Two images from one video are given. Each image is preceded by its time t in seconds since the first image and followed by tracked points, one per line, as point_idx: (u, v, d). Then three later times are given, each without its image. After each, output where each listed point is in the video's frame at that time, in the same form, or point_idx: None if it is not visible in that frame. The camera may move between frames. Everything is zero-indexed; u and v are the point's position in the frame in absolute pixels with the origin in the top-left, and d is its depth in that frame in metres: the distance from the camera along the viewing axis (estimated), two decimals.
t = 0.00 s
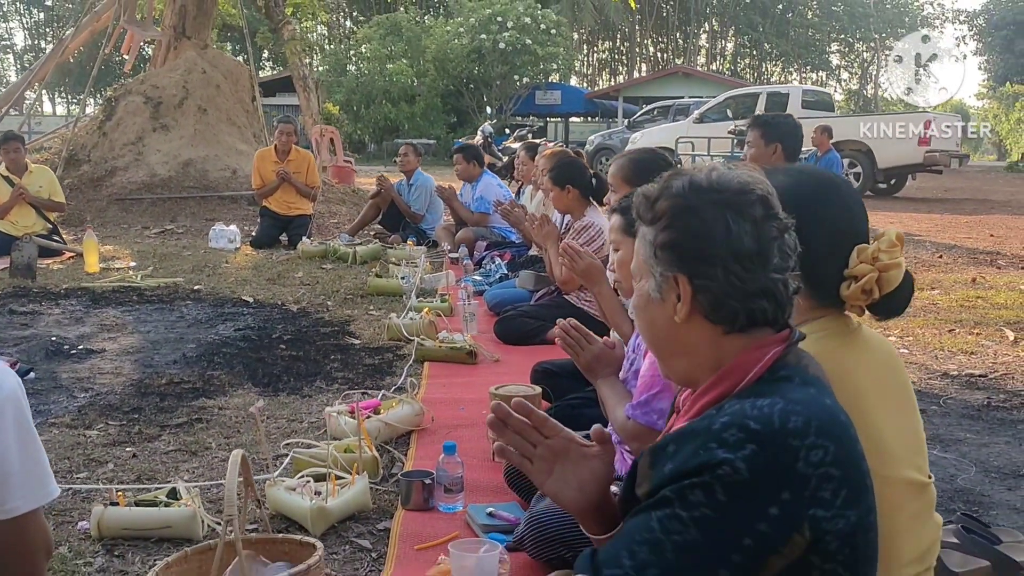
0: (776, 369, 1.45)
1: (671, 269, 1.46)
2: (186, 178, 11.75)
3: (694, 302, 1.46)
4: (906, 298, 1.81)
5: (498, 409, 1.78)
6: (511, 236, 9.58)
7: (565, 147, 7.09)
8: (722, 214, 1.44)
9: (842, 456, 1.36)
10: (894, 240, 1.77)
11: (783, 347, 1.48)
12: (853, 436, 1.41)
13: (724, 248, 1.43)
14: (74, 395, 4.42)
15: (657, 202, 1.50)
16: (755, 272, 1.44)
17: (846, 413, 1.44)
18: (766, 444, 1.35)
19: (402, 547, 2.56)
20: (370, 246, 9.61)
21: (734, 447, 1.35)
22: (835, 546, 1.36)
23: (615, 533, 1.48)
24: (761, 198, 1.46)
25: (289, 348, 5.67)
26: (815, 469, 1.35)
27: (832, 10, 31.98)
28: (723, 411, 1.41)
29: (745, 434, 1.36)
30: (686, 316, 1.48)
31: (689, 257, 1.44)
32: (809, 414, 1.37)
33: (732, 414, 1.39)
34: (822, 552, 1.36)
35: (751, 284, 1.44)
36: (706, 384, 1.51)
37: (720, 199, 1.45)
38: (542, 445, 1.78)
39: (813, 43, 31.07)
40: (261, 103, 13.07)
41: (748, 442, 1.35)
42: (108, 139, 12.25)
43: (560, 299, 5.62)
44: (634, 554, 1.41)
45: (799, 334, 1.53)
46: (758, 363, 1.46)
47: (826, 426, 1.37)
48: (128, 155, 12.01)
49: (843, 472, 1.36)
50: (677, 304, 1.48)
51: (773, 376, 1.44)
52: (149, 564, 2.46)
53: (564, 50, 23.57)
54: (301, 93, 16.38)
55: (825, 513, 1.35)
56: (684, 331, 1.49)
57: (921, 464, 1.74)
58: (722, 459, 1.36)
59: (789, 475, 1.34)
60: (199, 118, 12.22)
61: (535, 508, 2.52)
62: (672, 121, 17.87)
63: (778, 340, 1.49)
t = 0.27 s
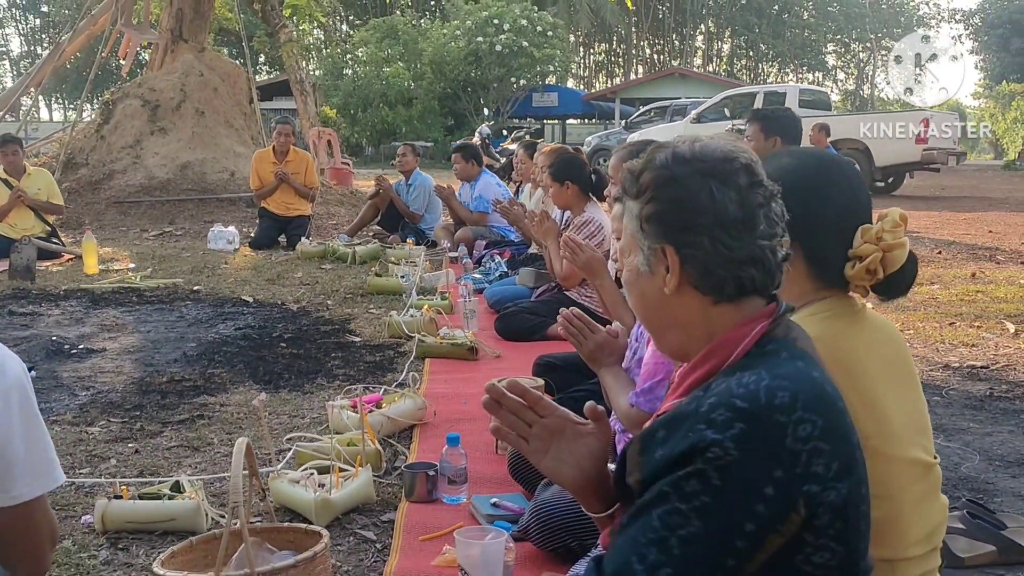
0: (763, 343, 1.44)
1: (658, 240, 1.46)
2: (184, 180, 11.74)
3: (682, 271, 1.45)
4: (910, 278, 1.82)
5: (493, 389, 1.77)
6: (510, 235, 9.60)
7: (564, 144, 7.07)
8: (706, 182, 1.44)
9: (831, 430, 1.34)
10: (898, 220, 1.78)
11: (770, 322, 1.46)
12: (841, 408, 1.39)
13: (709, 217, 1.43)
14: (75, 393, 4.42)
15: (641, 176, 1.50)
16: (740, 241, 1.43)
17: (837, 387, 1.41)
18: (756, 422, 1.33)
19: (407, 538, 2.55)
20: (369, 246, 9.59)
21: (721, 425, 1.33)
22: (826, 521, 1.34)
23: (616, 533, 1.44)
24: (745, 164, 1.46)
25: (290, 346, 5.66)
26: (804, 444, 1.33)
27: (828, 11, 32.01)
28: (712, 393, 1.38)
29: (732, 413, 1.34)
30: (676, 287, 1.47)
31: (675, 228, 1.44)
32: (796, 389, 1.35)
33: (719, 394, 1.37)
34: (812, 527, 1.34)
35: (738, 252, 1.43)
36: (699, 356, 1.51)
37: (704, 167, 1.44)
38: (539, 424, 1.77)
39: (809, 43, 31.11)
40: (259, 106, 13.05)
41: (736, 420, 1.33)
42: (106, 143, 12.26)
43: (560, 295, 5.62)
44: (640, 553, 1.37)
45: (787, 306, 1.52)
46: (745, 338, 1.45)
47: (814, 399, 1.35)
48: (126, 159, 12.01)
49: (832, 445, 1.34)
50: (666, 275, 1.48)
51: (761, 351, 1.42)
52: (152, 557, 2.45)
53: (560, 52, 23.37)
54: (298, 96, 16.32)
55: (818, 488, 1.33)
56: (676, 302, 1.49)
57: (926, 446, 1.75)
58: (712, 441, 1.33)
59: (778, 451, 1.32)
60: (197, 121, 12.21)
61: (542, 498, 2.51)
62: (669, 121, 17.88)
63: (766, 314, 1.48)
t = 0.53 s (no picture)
0: (755, 338, 1.43)
1: (651, 229, 1.45)
2: (178, 186, 11.71)
3: (675, 261, 1.45)
4: (912, 270, 1.82)
5: (495, 391, 1.77)
6: (505, 238, 9.61)
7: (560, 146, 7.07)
8: (698, 171, 1.42)
9: (824, 426, 1.34)
10: (899, 210, 1.76)
11: (760, 315, 1.46)
12: (834, 400, 1.38)
13: (701, 206, 1.42)
14: (72, 397, 4.41)
15: (633, 166, 1.49)
16: (733, 230, 1.42)
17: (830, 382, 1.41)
18: (750, 420, 1.32)
19: (410, 538, 2.55)
20: (364, 250, 9.57)
21: (715, 424, 1.33)
22: (823, 518, 1.33)
23: (620, 542, 1.42)
24: (738, 151, 1.45)
25: (287, 350, 5.65)
26: (799, 442, 1.32)
27: (819, 16, 32.10)
28: (705, 392, 1.38)
29: (726, 412, 1.33)
30: (667, 278, 1.47)
31: (667, 218, 1.44)
32: (789, 386, 1.35)
33: (712, 394, 1.36)
34: (810, 525, 1.33)
35: (731, 241, 1.42)
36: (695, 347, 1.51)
37: (696, 156, 1.43)
38: (541, 425, 1.77)
39: (800, 47, 31.20)
40: (252, 112, 13.01)
41: (730, 419, 1.33)
42: (100, 149, 12.24)
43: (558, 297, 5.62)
44: (648, 562, 1.35)
45: (781, 294, 1.52)
46: (737, 332, 1.45)
47: (806, 395, 1.35)
48: (120, 165, 11.99)
49: (828, 441, 1.33)
50: (659, 266, 1.47)
51: (755, 345, 1.42)
52: (154, 557, 2.45)
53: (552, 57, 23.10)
54: (291, 103, 16.52)
55: (815, 485, 1.32)
56: (668, 293, 1.49)
57: (932, 438, 1.75)
58: (705, 441, 1.32)
59: (773, 449, 1.32)
60: (191, 127, 12.17)
61: (545, 495, 2.52)
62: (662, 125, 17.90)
63: (756, 308, 1.47)
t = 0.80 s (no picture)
0: (761, 324, 1.42)
1: (658, 214, 1.45)
2: (176, 189, 11.68)
3: (680, 247, 1.44)
4: (928, 260, 1.82)
5: (505, 390, 1.73)
6: (505, 238, 9.57)
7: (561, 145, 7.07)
8: (706, 156, 1.41)
9: (832, 413, 1.32)
10: (915, 200, 1.77)
11: (765, 302, 1.45)
12: (844, 389, 1.37)
13: (708, 191, 1.41)
14: (77, 398, 4.40)
15: (641, 151, 1.49)
16: (739, 217, 1.41)
17: (840, 370, 1.39)
18: (759, 408, 1.31)
19: (424, 534, 2.55)
20: (364, 251, 9.56)
21: (724, 412, 1.32)
22: (839, 504, 1.33)
23: (639, 539, 1.41)
24: (748, 135, 1.43)
25: (291, 350, 5.64)
26: (809, 427, 1.31)
27: (812, 17, 32.13)
28: (713, 380, 1.37)
29: (735, 399, 1.32)
30: (672, 263, 1.46)
31: (673, 203, 1.43)
32: (797, 371, 1.33)
33: (721, 380, 1.35)
34: (825, 512, 1.33)
35: (738, 227, 1.41)
36: (702, 333, 1.50)
37: (705, 140, 1.42)
38: (552, 422, 1.75)
39: (794, 48, 31.23)
40: (249, 115, 12.97)
41: (740, 406, 1.31)
42: (97, 152, 12.21)
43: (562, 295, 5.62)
44: (675, 558, 1.34)
45: (786, 282, 1.51)
46: (740, 320, 1.44)
47: (814, 379, 1.33)
48: (117, 168, 11.96)
49: (838, 424, 1.32)
50: (664, 251, 1.47)
51: (762, 332, 1.41)
52: (167, 555, 2.45)
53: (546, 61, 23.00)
54: (285, 106, 16.53)
55: (827, 471, 1.31)
56: (673, 277, 1.48)
57: (949, 428, 1.75)
58: (716, 428, 1.31)
59: (783, 436, 1.30)
60: (188, 130, 12.14)
61: (559, 491, 2.53)
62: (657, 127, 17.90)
63: (762, 295, 1.46)
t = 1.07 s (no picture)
0: (768, 320, 1.42)
1: (666, 211, 1.44)
2: (179, 194, 11.67)
3: (686, 244, 1.44)
4: (953, 256, 1.83)
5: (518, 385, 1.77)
6: (510, 242, 9.50)
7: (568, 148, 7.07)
8: (717, 155, 1.40)
9: (840, 407, 1.30)
10: (939, 197, 1.78)
11: (770, 299, 1.44)
12: (855, 386, 1.35)
13: (715, 189, 1.39)
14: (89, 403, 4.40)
15: (654, 146, 1.47)
16: (746, 215, 1.40)
17: (851, 364, 1.38)
18: (764, 404, 1.29)
19: (444, 535, 2.57)
20: (369, 255, 9.55)
21: (731, 408, 1.30)
22: (854, 500, 1.30)
23: (659, 536, 1.38)
24: (759, 133, 1.42)
25: (301, 354, 5.65)
26: (817, 421, 1.29)
27: (810, 19, 32.16)
28: (720, 376, 1.36)
29: (741, 396, 1.30)
30: (679, 259, 1.46)
31: (681, 199, 1.42)
32: (805, 365, 1.32)
33: (727, 375, 1.34)
34: (842, 507, 1.30)
35: (745, 225, 1.40)
36: (711, 328, 1.50)
37: (716, 139, 1.40)
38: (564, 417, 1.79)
39: (792, 51, 31.27)
40: (252, 119, 12.97)
41: (747, 402, 1.30)
42: (100, 158, 12.22)
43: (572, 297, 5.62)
44: (695, 554, 1.31)
45: (794, 279, 1.50)
46: (747, 317, 1.44)
47: (822, 373, 1.31)
48: (120, 174, 11.96)
49: (848, 418, 1.30)
50: (671, 247, 1.46)
51: (769, 328, 1.40)
52: (189, 557, 2.53)
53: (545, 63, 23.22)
54: (285, 111, 16.54)
55: (837, 464, 1.28)
56: (679, 273, 1.47)
57: (975, 423, 1.75)
58: (723, 425, 1.30)
59: (791, 430, 1.28)
60: (191, 135, 12.13)
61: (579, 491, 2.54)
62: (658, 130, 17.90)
63: (767, 290, 1.45)
